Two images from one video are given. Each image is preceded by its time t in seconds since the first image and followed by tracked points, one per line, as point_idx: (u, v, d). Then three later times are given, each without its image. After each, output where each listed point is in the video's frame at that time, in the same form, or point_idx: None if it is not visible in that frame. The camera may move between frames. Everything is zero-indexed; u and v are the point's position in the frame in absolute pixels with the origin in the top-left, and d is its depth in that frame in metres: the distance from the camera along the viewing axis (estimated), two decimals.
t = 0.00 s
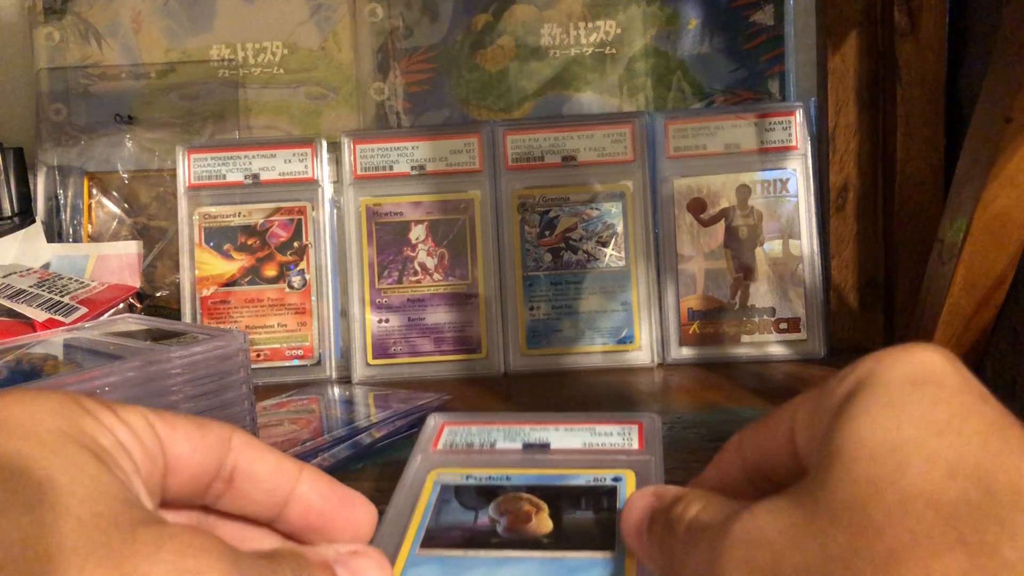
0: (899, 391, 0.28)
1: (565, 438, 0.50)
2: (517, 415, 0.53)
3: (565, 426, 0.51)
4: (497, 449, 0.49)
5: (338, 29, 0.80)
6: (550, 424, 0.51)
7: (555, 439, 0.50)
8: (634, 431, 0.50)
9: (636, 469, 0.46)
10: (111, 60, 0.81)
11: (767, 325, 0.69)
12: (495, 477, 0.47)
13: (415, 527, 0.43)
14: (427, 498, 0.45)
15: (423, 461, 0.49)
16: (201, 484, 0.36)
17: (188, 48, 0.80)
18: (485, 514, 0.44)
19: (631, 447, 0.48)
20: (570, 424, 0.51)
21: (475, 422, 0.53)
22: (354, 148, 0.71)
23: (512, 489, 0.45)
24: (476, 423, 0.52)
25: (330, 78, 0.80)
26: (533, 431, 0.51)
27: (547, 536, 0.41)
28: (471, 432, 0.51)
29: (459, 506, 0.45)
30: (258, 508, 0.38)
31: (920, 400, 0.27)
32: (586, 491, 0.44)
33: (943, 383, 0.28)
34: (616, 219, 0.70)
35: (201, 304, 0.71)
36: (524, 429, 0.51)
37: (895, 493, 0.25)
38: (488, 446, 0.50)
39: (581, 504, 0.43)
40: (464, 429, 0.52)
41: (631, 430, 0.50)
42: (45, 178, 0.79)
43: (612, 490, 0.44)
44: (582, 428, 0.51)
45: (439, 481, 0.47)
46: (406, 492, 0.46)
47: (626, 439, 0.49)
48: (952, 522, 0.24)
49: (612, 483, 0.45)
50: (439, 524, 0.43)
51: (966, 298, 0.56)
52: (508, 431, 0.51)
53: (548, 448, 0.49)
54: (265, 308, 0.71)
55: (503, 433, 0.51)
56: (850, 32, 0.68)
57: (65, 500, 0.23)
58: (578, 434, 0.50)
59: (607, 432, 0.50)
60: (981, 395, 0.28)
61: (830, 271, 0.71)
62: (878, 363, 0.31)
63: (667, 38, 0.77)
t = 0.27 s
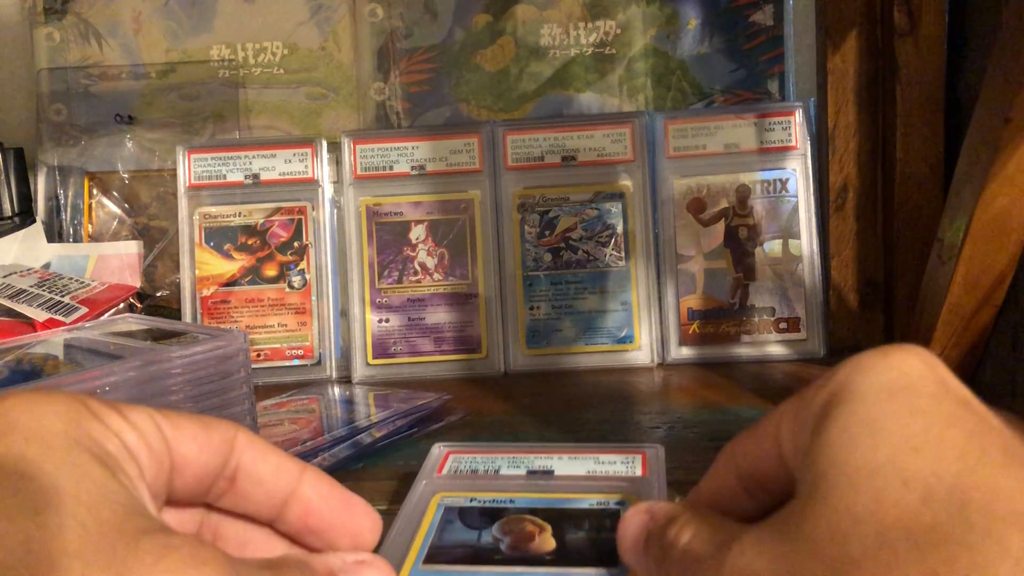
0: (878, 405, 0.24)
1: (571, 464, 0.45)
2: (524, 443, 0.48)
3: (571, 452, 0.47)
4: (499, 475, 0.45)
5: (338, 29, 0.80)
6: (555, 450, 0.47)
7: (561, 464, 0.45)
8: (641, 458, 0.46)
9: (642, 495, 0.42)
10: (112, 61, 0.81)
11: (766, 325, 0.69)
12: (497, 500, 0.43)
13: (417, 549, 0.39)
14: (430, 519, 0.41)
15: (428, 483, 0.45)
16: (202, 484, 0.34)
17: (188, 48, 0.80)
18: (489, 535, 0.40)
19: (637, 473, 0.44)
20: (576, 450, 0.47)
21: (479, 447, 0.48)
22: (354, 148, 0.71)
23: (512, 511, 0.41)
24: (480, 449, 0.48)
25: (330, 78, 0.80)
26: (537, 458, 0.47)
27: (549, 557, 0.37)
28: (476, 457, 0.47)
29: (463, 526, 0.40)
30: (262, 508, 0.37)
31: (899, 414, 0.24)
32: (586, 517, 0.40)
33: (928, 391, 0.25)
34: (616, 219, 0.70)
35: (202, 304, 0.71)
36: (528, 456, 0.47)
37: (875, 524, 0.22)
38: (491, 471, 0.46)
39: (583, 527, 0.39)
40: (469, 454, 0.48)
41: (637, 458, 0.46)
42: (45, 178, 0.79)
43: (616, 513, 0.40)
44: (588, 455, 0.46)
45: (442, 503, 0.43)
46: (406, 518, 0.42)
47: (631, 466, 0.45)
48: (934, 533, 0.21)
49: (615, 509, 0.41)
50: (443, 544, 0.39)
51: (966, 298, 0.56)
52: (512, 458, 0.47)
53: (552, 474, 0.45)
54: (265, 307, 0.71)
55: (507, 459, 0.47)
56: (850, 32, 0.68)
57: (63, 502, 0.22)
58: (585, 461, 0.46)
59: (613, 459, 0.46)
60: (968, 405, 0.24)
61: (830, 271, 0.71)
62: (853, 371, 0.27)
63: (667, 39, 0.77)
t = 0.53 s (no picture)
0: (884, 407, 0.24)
1: (570, 481, 0.45)
2: (521, 465, 0.48)
3: (570, 471, 0.46)
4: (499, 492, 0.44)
5: (338, 29, 0.80)
6: (553, 470, 0.47)
7: (560, 482, 0.45)
8: (638, 475, 0.45)
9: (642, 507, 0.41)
10: (112, 61, 0.81)
11: (766, 325, 0.69)
12: (498, 515, 0.42)
13: (421, 558, 0.38)
14: (430, 534, 0.40)
15: (427, 504, 0.44)
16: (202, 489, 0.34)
17: (189, 48, 0.80)
18: (489, 548, 0.39)
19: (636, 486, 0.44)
20: (574, 469, 0.47)
21: (478, 470, 0.48)
22: (354, 148, 0.71)
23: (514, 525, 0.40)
24: (479, 471, 0.48)
25: (330, 78, 0.80)
26: (535, 477, 0.46)
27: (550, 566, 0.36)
28: (475, 479, 0.47)
29: (464, 541, 0.40)
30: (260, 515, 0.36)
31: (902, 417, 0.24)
32: (587, 526, 0.40)
33: (932, 395, 0.25)
34: (616, 219, 0.70)
35: (202, 304, 0.71)
36: (527, 475, 0.46)
37: (879, 533, 0.21)
38: (490, 489, 0.45)
39: (584, 535, 0.39)
40: (468, 477, 0.47)
41: (635, 474, 0.45)
42: (45, 178, 0.79)
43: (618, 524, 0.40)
44: (585, 473, 0.46)
45: (441, 520, 0.42)
46: (408, 530, 0.41)
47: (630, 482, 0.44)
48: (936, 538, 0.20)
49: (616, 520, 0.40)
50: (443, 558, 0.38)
51: (966, 299, 0.56)
52: (511, 478, 0.46)
53: (552, 490, 0.44)
54: (265, 308, 0.71)
55: (505, 480, 0.46)
56: (850, 32, 0.68)
57: (70, 508, 0.22)
58: (583, 478, 0.45)
59: (610, 476, 0.45)
60: (971, 406, 0.25)
61: (830, 272, 0.71)
62: (858, 371, 0.27)
63: (667, 39, 0.77)
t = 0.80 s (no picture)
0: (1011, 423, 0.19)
1: (570, 483, 0.45)
2: (522, 465, 0.48)
3: (570, 473, 0.46)
4: (499, 493, 0.44)
5: (338, 29, 0.80)
6: (553, 471, 0.47)
7: (560, 483, 0.45)
8: (638, 478, 0.45)
9: (642, 509, 0.41)
10: (112, 61, 0.81)
11: (766, 325, 0.69)
12: (498, 515, 0.42)
13: (420, 558, 0.38)
14: (430, 534, 0.40)
15: (428, 504, 0.44)
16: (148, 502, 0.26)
17: (188, 48, 0.80)
18: (490, 548, 0.38)
19: (636, 490, 0.43)
20: (575, 471, 0.46)
21: (479, 470, 0.48)
22: (354, 148, 0.71)
23: (515, 525, 0.40)
24: (479, 471, 0.48)
25: (330, 78, 0.80)
26: (536, 478, 0.46)
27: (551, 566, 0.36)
28: (475, 479, 0.47)
29: (464, 540, 0.39)
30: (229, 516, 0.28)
31: None
32: (587, 527, 0.40)
33: None
34: (616, 219, 0.70)
35: (201, 304, 0.71)
36: (527, 476, 0.46)
37: None
38: (490, 490, 0.45)
39: (585, 537, 0.39)
40: (469, 477, 0.47)
41: (635, 476, 0.45)
42: (44, 178, 0.79)
43: (617, 526, 0.40)
44: (585, 475, 0.46)
45: (442, 520, 0.42)
46: (408, 530, 0.41)
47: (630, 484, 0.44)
48: None
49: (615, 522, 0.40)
50: (443, 558, 0.38)
51: (966, 298, 0.56)
52: (511, 479, 0.46)
53: (552, 491, 0.44)
54: (265, 307, 0.71)
55: (505, 480, 0.46)
56: (850, 32, 0.68)
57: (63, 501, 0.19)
58: (583, 480, 0.45)
59: (611, 478, 0.45)
60: None
61: (830, 272, 0.71)
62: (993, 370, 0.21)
63: (667, 39, 0.77)
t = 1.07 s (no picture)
0: None
1: (572, 482, 0.45)
2: (523, 464, 0.48)
3: (572, 472, 0.46)
4: (501, 492, 0.44)
5: (338, 29, 0.80)
6: (555, 471, 0.47)
7: (562, 483, 0.45)
8: (639, 477, 0.45)
9: (642, 508, 0.41)
10: (112, 61, 0.81)
11: (766, 324, 0.69)
12: (499, 514, 0.42)
13: (421, 557, 0.38)
14: (432, 534, 0.40)
15: (428, 502, 0.44)
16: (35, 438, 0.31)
17: (189, 48, 0.80)
18: (491, 547, 0.39)
19: (636, 488, 0.44)
20: (576, 471, 0.46)
21: (480, 469, 0.48)
22: (355, 148, 0.71)
23: (517, 524, 0.40)
24: (480, 470, 0.48)
25: (330, 78, 0.80)
26: (537, 477, 0.46)
27: (552, 565, 0.36)
28: (476, 478, 0.47)
29: (465, 539, 0.40)
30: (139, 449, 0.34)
31: None
32: (587, 526, 0.40)
33: None
34: (616, 219, 0.70)
35: (202, 304, 0.71)
36: (528, 475, 0.46)
37: None
38: (492, 488, 0.45)
39: (586, 536, 0.39)
40: (470, 477, 0.47)
41: (635, 475, 0.45)
42: (45, 178, 0.80)
43: (617, 525, 0.40)
44: (587, 474, 0.46)
45: (444, 518, 0.42)
46: (409, 529, 0.41)
47: (630, 483, 0.44)
48: None
49: (616, 520, 0.40)
50: (444, 557, 0.38)
51: (966, 297, 0.56)
52: (512, 478, 0.46)
53: (553, 490, 0.44)
54: (265, 307, 0.71)
55: (506, 479, 0.46)
56: (850, 32, 0.68)
57: None
58: (585, 479, 0.45)
59: (611, 477, 0.45)
60: None
61: (830, 271, 0.71)
62: None
63: (667, 39, 0.77)
